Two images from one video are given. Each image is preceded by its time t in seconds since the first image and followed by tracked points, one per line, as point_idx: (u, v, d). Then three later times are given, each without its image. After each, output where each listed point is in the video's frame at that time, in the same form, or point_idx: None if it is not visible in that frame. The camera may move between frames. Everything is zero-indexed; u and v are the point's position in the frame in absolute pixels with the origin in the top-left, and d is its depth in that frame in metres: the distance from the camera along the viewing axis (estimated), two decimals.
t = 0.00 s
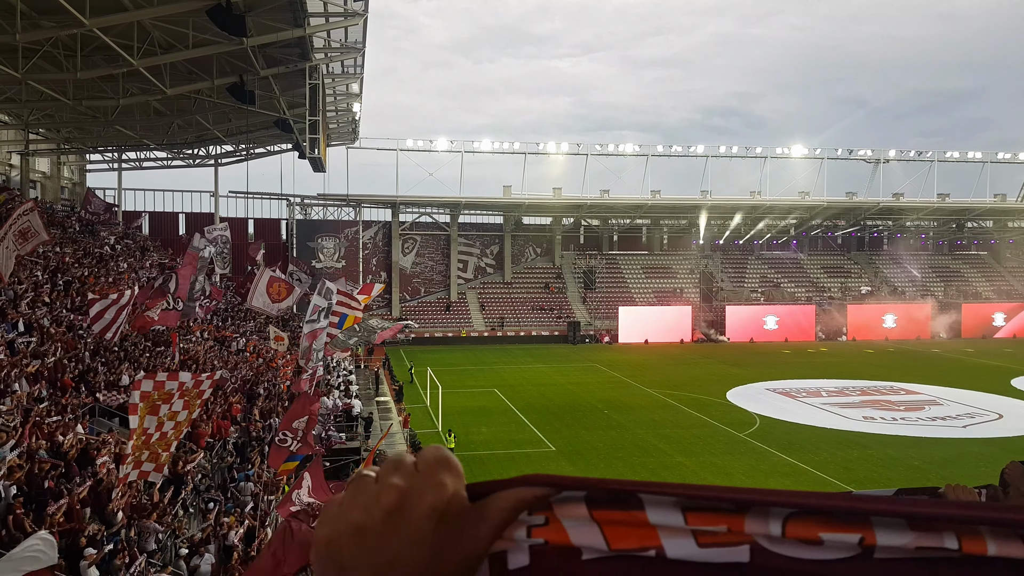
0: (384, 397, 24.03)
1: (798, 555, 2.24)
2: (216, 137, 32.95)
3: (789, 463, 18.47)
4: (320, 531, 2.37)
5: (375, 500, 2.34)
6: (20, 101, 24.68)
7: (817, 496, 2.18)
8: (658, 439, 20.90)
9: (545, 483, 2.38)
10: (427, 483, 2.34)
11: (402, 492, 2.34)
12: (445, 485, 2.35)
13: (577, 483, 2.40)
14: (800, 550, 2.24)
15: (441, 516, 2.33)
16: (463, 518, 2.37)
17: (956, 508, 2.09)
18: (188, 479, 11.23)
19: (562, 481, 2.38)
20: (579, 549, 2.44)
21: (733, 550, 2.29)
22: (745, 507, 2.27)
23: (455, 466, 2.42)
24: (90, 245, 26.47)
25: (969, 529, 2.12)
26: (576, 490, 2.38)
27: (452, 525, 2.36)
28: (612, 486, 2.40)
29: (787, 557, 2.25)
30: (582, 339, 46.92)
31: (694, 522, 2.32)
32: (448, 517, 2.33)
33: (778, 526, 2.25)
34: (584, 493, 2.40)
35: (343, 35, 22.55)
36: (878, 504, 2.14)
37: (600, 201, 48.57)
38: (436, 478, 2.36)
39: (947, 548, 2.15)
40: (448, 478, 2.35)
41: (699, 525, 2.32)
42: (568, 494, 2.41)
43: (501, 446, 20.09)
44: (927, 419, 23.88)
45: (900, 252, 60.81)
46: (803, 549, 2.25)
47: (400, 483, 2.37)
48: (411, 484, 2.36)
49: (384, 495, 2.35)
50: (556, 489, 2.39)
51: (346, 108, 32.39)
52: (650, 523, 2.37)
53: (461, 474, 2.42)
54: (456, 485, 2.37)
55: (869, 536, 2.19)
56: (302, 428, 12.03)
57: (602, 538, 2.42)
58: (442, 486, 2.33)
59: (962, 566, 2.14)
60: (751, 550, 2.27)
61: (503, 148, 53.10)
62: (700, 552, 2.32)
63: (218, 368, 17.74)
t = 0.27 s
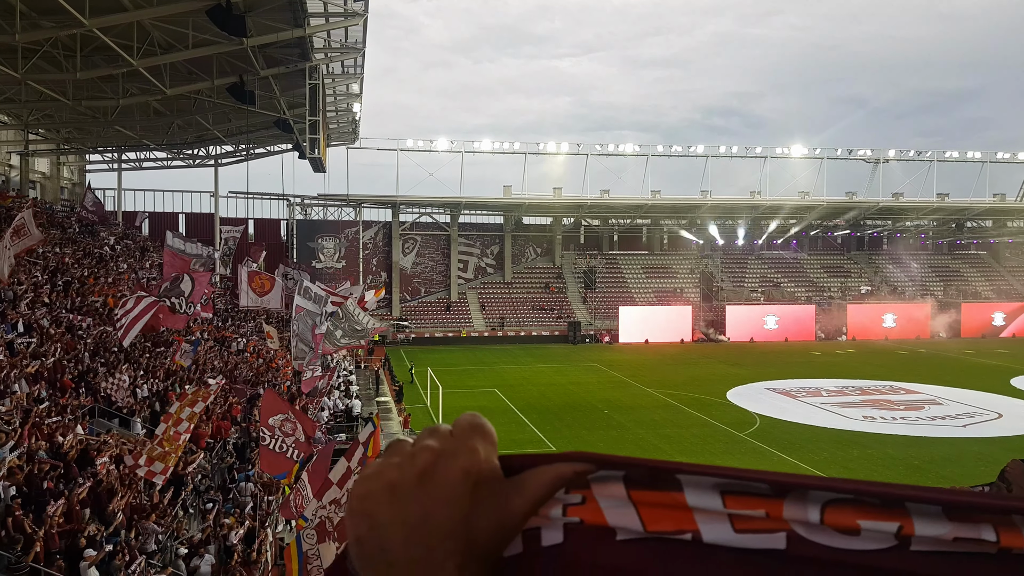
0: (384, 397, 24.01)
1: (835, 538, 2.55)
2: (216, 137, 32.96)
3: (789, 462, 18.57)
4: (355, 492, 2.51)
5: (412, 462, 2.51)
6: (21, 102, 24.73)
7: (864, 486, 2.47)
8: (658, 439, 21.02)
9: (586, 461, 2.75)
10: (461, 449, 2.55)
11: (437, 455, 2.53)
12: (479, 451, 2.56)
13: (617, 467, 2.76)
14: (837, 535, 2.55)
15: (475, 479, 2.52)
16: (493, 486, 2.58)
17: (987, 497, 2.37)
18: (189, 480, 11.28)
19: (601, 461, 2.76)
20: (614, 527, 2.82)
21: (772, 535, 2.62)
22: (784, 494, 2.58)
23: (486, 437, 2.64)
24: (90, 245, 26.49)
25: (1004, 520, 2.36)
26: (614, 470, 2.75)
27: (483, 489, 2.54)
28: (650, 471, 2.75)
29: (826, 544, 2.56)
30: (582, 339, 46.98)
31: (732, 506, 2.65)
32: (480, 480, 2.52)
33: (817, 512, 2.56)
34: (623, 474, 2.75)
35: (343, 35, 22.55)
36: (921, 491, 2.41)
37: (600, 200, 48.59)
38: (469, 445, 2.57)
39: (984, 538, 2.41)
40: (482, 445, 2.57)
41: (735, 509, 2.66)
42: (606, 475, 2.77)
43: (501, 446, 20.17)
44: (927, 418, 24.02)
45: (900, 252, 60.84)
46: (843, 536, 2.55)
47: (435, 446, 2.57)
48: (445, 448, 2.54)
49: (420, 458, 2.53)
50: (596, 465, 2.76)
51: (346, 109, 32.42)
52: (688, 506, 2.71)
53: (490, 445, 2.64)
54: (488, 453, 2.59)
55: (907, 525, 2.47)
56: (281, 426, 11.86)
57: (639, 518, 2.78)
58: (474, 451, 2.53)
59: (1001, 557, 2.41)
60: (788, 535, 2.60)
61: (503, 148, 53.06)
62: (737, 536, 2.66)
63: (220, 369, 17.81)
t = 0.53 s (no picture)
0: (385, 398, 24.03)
1: (842, 530, 2.88)
2: (215, 137, 32.91)
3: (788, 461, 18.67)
4: (355, 466, 2.69)
5: (411, 440, 2.70)
6: (20, 103, 24.69)
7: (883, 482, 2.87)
8: (658, 437, 21.09)
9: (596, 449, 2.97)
10: (462, 428, 2.73)
11: (437, 433, 2.70)
12: (479, 430, 2.73)
13: (625, 456, 2.98)
14: (848, 528, 2.88)
15: (474, 457, 2.68)
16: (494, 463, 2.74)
17: (985, 496, 2.85)
18: (190, 480, 11.30)
19: (613, 450, 2.98)
20: (616, 511, 2.98)
21: (779, 523, 2.91)
22: (796, 488, 2.90)
23: (487, 419, 2.81)
24: (90, 245, 26.49)
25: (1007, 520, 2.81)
26: (622, 457, 2.96)
27: (482, 467, 2.70)
28: (659, 462, 2.97)
29: (838, 536, 2.88)
30: (582, 339, 47.00)
31: (743, 498, 2.91)
32: (477, 459, 2.68)
33: (830, 507, 2.89)
34: (630, 461, 2.97)
35: (343, 34, 22.51)
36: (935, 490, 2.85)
37: (601, 200, 48.59)
38: (470, 424, 2.74)
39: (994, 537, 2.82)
40: (482, 424, 2.74)
41: (745, 500, 2.92)
42: (612, 462, 2.97)
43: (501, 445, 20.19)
44: (926, 416, 24.11)
45: (900, 251, 60.85)
46: (855, 528, 2.88)
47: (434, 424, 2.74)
48: (445, 427, 2.72)
49: (419, 436, 2.70)
50: (602, 453, 2.96)
51: (346, 108, 32.41)
52: (696, 496, 2.93)
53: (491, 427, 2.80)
54: (488, 432, 2.75)
55: (921, 523, 2.86)
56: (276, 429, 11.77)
57: (643, 504, 2.97)
58: (472, 431, 2.71)
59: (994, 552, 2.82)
60: (797, 524, 2.89)
61: (503, 148, 53.02)
62: (743, 524, 2.92)
63: (221, 369, 17.83)
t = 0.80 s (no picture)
0: (387, 398, 24.05)
1: (815, 539, 2.18)
2: (216, 137, 32.96)
3: (790, 460, 18.56)
4: (298, 482, 2.25)
5: (359, 451, 2.23)
6: (21, 103, 24.69)
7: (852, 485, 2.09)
8: (659, 437, 20.98)
9: (556, 451, 2.38)
10: (417, 437, 2.24)
11: (388, 444, 2.23)
12: (436, 440, 2.25)
13: (587, 456, 2.38)
14: (820, 536, 2.18)
15: (430, 471, 2.21)
16: (452, 478, 2.25)
17: (989, 499, 2.03)
18: (191, 480, 11.27)
19: (573, 450, 2.38)
20: (581, 518, 2.42)
21: (749, 530, 2.22)
22: (766, 490, 2.19)
23: (447, 424, 2.32)
24: (93, 246, 26.53)
25: (1004, 526, 2.04)
26: (585, 460, 2.37)
27: (439, 482, 2.23)
28: (627, 463, 2.37)
29: (809, 545, 2.18)
30: (583, 339, 46.95)
31: (707, 505, 2.26)
32: (433, 473, 2.21)
33: (799, 513, 2.18)
34: (592, 466, 2.38)
35: (344, 34, 22.52)
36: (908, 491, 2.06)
37: (601, 199, 48.59)
38: (427, 432, 2.26)
39: (978, 547, 2.08)
40: (440, 433, 2.26)
41: (711, 505, 2.26)
42: (575, 466, 2.39)
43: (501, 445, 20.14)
44: (928, 416, 23.95)
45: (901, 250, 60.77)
46: (826, 536, 2.18)
47: (387, 433, 2.26)
48: (398, 437, 2.24)
49: (369, 447, 2.24)
50: (565, 457, 2.37)
51: (347, 108, 32.44)
52: (662, 500, 2.32)
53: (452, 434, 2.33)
54: (446, 440, 2.27)
55: (895, 530, 2.13)
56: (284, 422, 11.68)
57: (608, 510, 2.39)
58: (428, 441, 2.23)
59: (997, 567, 2.07)
60: (767, 531, 2.20)
61: (504, 147, 53.04)
62: (712, 532, 2.26)
63: (220, 368, 17.82)
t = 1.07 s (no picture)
0: (388, 398, 24.04)
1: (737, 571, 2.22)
2: (218, 137, 32.99)
3: (790, 460, 18.63)
4: (200, 526, 2.18)
5: (262, 491, 2.20)
6: (23, 103, 24.72)
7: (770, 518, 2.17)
8: (659, 437, 21.03)
9: (470, 484, 2.30)
10: (322, 473, 2.23)
11: (294, 479, 2.21)
12: (343, 475, 2.23)
13: (504, 490, 2.29)
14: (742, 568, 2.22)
15: (336, 508, 2.17)
16: (359, 515, 2.19)
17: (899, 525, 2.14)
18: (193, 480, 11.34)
19: (485, 484, 2.31)
20: (500, 553, 2.34)
21: (670, 565, 2.25)
22: (686, 522, 2.23)
23: (358, 460, 2.32)
24: (94, 246, 26.54)
25: (920, 553, 2.18)
26: (501, 494, 2.28)
27: (347, 519, 2.17)
28: (540, 497, 2.30)
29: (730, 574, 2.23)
30: (584, 339, 46.98)
31: (630, 536, 2.27)
32: (340, 507, 2.17)
33: (719, 544, 2.22)
34: (509, 499, 2.29)
35: (345, 34, 22.52)
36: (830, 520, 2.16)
37: (602, 199, 48.56)
38: (335, 467, 2.25)
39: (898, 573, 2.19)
40: (346, 467, 2.25)
41: (632, 538, 2.28)
42: (491, 500, 2.30)
43: (503, 444, 20.21)
44: (929, 416, 24.01)
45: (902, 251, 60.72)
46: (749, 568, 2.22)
47: (293, 471, 2.25)
48: (304, 473, 2.22)
49: (274, 485, 2.22)
50: (479, 491, 2.29)
51: (348, 108, 32.44)
52: (580, 534, 2.30)
53: (363, 471, 2.31)
54: (354, 476, 2.25)
55: (814, 558, 2.20)
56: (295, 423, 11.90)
57: (527, 546, 2.33)
58: (336, 475, 2.21)
59: None
60: (689, 563, 2.24)
61: (505, 147, 52.98)
62: (632, 563, 2.28)
63: (221, 368, 17.83)
